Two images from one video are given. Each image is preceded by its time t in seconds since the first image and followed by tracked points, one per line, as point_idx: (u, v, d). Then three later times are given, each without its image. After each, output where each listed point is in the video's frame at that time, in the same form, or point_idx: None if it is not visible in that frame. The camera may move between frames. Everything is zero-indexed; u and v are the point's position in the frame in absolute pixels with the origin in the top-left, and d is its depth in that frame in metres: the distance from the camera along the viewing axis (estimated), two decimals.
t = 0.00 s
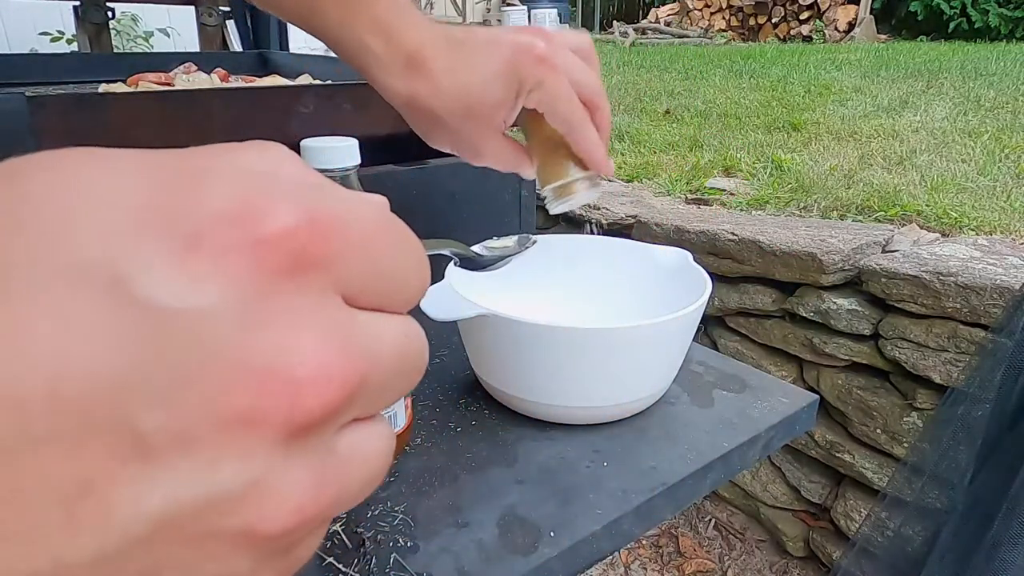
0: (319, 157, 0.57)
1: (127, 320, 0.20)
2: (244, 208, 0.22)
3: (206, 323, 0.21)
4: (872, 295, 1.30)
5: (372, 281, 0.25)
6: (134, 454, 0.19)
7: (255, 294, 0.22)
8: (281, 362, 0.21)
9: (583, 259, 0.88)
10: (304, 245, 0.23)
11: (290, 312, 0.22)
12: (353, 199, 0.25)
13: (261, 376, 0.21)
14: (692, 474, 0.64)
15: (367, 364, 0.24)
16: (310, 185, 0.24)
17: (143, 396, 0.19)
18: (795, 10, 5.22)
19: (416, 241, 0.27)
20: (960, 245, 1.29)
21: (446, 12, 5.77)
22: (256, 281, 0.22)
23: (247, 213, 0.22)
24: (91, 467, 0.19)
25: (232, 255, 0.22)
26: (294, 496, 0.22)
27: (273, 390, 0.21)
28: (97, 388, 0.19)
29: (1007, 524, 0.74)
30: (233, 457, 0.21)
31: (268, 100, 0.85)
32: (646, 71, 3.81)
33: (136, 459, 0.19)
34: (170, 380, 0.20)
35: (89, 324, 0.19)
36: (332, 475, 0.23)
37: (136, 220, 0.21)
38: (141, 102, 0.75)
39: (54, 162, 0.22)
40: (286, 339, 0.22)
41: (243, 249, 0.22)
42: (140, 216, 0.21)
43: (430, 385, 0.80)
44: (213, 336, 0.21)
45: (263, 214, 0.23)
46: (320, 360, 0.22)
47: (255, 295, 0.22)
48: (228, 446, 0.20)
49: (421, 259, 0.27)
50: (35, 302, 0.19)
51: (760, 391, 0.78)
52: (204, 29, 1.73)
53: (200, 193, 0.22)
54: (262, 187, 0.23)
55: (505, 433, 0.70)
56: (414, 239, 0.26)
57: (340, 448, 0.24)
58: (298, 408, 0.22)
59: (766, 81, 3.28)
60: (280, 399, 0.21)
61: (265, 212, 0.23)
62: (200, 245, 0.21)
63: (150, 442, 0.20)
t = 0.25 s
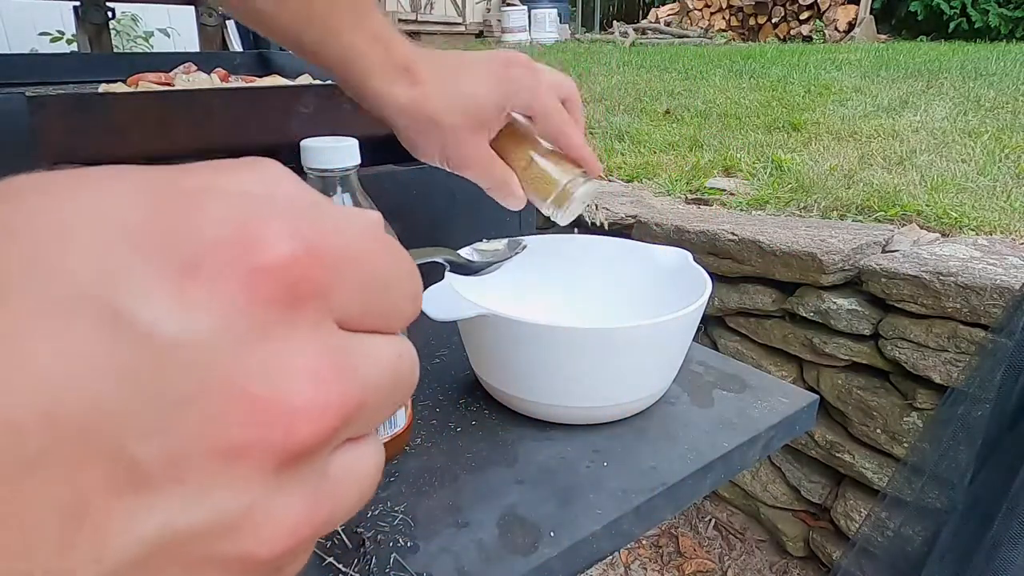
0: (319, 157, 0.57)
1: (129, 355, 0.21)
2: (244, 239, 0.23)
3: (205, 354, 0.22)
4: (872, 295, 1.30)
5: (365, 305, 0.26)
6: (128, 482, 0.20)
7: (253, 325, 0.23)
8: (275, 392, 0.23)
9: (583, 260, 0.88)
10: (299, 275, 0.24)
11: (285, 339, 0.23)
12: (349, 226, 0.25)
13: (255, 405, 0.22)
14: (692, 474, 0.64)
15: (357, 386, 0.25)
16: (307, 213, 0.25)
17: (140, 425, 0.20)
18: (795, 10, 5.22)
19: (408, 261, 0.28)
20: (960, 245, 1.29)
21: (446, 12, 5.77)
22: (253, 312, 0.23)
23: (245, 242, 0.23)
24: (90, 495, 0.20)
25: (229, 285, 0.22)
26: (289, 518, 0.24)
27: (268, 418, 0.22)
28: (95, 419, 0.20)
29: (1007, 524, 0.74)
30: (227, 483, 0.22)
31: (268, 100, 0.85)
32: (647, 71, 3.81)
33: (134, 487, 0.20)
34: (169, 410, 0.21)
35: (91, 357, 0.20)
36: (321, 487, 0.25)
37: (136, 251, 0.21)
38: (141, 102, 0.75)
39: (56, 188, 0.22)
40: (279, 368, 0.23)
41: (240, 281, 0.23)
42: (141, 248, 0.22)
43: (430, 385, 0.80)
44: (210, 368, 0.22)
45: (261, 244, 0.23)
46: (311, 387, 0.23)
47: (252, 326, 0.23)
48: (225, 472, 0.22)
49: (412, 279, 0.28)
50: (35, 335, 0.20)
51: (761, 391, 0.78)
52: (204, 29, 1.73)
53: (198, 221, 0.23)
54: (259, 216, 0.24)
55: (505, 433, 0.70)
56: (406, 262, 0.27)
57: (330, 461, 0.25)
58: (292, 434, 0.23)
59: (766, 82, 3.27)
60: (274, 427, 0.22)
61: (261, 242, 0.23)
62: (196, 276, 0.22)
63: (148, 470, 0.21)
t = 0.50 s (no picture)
0: (319, 157, 0.57)
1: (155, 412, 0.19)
2: (284, 289, 0.21)
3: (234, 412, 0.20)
4: (872, 295, 1.30)
5: (393, 350, 0.24)
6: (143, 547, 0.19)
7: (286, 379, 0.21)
8: (300, 446, 0.21)
9: (582, 259, 0.88)
10: (335, 330, 0.22)
11: (315, 393, 0.22)
12: (391, 272, 0.24)
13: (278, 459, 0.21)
14: (692, 474, 0.64)
15: (378, 432, 0.24)
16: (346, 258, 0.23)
17: (164, 487, 0.19)
18: (795, 10, 5.22)
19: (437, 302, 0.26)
20: (960, 245, 1.29)
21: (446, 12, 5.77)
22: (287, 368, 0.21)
23: (282, 296, 0.21)
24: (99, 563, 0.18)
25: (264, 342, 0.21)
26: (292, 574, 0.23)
27: (291, 475, 0.21)
28: (113, 480, 0.18)
29: (1007, 524, 0.74)
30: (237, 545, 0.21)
31: (268, 100, 0.85)
32: (646, 71, 3.81)
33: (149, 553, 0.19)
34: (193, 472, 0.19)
35: (117, 417, 0.18)
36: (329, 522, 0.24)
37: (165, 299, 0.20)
38: (142, 102, 0.75)
39: (79, 214, 0.20)
40: (307, 424, 0.21)
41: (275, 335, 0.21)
42: (170, 293, 0.20)
43: (430, 385, 0.80)
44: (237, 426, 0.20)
45: (300, 297, 0.22)
46: (336, 440, 0.22)
47: (284, 380, 0.21)
48: (240, 520, 0.20)
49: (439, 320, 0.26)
50: (52, 389, 0.18)
51: (760, 391, 0.78)
52: (204, 29, 1.73)
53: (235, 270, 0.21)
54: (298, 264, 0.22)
55: (505, 433, 0.70)
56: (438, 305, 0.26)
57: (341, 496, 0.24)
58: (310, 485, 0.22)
59: (766, 82, 3.28)
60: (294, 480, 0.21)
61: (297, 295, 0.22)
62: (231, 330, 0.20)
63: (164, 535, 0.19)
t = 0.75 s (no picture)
0: (319, 157, 0.57)
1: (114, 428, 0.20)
2: (240, 316, 0.23)
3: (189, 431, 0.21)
4: (872, 295, 1.30)
5: (339, 376, 0.26)
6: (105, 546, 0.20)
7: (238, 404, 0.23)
8: (254, 461, 0.23)
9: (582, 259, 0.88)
10: (285, 358, 0.24)
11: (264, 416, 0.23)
12: (338, 301, 0.26)
13: (228, 477, 0.22)
14: (692, 474, 0.64)
15: (327, 444, 0.26)
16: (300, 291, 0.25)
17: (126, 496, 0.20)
18: (795, 10, 5.21)
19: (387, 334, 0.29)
20: (960, 245, 1.29)
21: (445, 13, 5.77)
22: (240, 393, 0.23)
23: (239, 325, 0.23)
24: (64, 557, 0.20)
25: (219, 368, 0.22)
26: None
27: (239, 494, 0.22)
28: (72, 487, 0.20)
29: (1007, 524, 0.74)
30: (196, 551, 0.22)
31: (268, 100, 0.85)
32: (647, 71, 3.81)
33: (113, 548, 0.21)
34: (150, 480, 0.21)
35: (82, 432, 0.20)
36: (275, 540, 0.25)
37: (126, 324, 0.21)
38: (141, 102, 0.75)
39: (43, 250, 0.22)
40: (256, 446, 0.23)
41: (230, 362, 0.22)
42: (132, 320, 0.21)
43: (430, 385, 0.80)
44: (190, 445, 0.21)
45: (254, 323, 0.23)
46: (283, 462, 0.24)
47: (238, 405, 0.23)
48: (200, 530, 0.22)
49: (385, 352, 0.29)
50: (25, 404, 0.19)
51: (760, 391, 0.78)
52: (204, 30, 1.73)
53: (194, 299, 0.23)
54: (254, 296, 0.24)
55: (505, 433, 0.70)
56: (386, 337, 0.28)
57: (288, 517, 0.25)
58: (257, 505, 0.23)
59: (766, 81, 3.27)
60: (241, 499, 0.22)
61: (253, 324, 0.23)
62: (188, 356, 0.22)
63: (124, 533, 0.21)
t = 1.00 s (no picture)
0: (319, 156, 0.56)
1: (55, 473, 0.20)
2: (191, 347, 0.22)
3: (135, 473, 0.21)
4: (872, 295, 1.30)
5: (301, 405, 0.26)
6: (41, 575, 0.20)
7: (191, 441, 0.22)
8: (201, 496, 0.22)
9: (582, 259, 0.88)
10: (241, 391, 0.24)
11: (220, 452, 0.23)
12: (297, 328, 0.25)
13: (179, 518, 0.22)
14: (693, 474, 0.64)
15: (286, 474, 0.25)
16: (259, 317, 0.25)
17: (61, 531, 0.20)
18: (795, 10, 5.21)
19: (355, 358, 0.28)
20: (960, 245, 1.29)
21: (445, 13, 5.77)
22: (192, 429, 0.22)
23: (189, 355, 0.22)
24: None
25: (170, 403, 0.22)
26: None
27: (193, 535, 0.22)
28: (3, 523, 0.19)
29: (1007, 523, 0.74)
30: None
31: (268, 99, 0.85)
32: (647, 71, 3.81)
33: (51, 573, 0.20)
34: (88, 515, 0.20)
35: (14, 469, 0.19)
36: None
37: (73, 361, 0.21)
38: (141, 102, 0.75)
39: None
40: (210, 483, 0.22)
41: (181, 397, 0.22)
42: (72, 351, 0.21)
43: (431, 385, 0.80)
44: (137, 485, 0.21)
45: (206, 354, 0.23)
46: (241, 498, 0.23)
47: (190, 442, 0.22)
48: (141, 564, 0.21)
49: (355, 375, 0.28)
50: None
51: (761, 391, 0.78)
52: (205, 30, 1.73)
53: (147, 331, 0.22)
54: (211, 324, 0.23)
55: (505, 433, 0.70)
56: (354, 361, 0.28)
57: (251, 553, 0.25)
58: (212, 544, 0.23)
59: (766, 82, 3.28)
60: (195, 539, 0.22)
61: (207, 355, 0.23)
62: (138, 393, 0.21)
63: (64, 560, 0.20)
